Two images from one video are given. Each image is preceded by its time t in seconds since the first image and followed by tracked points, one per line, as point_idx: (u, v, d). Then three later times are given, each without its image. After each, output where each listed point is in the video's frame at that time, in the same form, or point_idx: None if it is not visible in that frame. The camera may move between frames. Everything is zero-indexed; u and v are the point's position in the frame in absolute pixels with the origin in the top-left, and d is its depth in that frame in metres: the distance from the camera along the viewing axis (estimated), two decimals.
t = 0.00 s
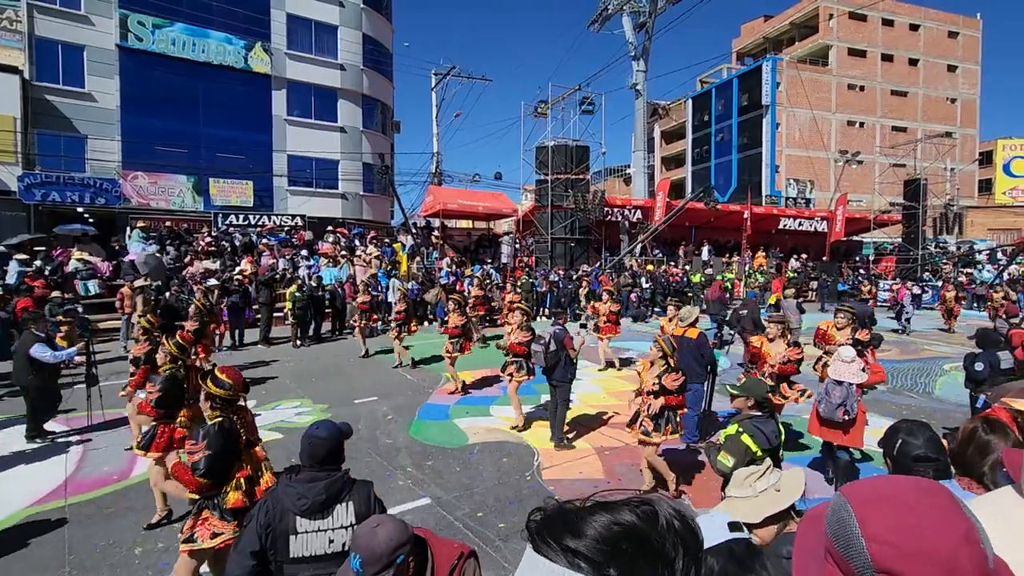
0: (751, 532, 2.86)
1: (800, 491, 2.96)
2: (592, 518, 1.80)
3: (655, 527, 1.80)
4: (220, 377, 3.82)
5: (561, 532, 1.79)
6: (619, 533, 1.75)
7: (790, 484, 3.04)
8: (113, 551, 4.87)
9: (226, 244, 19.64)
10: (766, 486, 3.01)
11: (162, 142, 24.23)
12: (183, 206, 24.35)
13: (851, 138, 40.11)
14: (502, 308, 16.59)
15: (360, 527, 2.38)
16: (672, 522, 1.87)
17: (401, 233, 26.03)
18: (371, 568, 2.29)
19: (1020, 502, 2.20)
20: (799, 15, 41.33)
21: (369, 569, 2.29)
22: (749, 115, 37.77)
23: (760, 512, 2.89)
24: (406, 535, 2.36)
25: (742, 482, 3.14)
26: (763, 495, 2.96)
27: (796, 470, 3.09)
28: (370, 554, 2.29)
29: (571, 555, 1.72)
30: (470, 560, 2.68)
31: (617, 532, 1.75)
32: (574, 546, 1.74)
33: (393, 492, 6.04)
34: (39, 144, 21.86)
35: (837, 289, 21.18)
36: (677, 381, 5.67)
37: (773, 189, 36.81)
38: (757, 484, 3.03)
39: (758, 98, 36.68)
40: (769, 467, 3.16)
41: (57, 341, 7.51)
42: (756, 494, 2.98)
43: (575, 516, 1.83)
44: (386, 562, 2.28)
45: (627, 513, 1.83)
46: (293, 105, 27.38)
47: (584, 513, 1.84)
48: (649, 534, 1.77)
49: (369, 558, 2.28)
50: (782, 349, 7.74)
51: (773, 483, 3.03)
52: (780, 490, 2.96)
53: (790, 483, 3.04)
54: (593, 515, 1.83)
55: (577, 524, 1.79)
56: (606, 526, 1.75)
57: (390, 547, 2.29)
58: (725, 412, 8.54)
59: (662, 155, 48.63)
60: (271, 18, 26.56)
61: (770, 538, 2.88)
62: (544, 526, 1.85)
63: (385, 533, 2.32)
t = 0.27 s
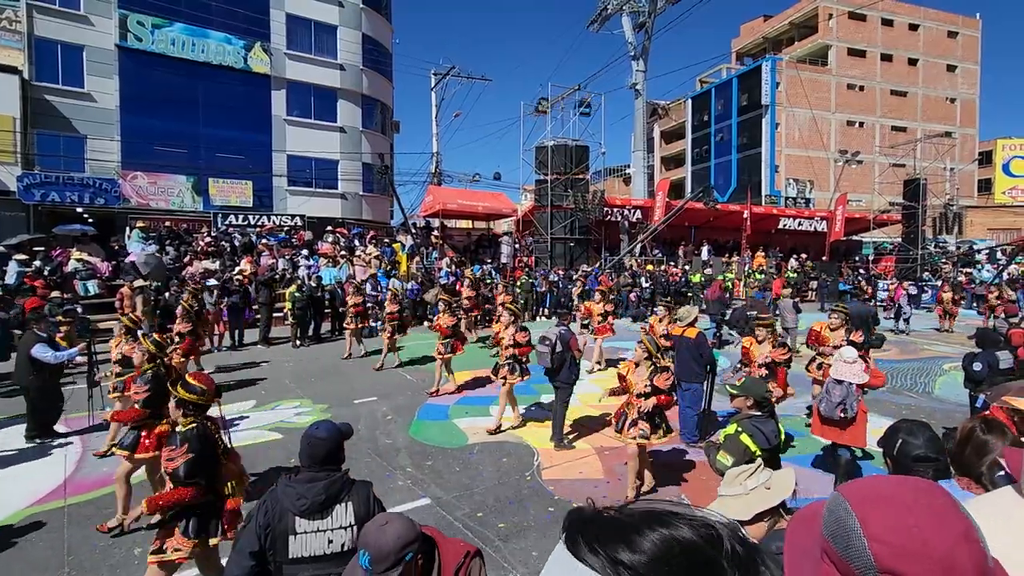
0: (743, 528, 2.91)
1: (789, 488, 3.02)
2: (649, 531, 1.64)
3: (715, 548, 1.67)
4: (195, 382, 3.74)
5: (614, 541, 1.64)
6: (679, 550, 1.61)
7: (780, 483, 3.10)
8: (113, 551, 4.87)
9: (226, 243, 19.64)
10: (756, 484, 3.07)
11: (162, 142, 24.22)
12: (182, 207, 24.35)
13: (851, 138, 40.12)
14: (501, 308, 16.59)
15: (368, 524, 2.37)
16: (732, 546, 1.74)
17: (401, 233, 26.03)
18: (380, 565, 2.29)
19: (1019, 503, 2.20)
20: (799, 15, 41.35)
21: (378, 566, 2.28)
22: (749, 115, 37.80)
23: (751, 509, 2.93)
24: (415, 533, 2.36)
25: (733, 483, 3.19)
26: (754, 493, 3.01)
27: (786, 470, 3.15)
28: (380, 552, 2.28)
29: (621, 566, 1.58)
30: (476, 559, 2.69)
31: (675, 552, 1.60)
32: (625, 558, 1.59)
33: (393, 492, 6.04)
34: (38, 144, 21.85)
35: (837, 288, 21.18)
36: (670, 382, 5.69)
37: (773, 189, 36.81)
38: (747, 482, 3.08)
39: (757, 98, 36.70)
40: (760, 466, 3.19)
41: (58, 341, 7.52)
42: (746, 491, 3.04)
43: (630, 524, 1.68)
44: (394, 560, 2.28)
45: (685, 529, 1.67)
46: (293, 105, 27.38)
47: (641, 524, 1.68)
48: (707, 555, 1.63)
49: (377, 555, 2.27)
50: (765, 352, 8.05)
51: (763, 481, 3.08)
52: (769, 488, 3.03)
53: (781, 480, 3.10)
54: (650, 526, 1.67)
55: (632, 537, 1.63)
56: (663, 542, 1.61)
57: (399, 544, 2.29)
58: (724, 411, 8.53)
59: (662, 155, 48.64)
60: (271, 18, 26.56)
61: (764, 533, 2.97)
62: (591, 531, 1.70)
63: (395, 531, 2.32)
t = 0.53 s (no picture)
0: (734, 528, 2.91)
1: (779, 487, 3.03)
2: (648, 540, 1.55)
3: (718, 560, 1.57)
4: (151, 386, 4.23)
5: (609, 549, 1.55)
6: (679, 560, 1.51)
7: (770, 483, 3.11)
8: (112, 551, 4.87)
9: (225, 243, 19.63)
10: (747, 483, 3.06)
11: (161, 142, 24.20)
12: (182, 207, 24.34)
13: (850, 137, 40.14)
14: (501, 307, 16.59)
15: (380, 520, 2.41)
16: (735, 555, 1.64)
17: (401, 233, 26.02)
18: (391, 561, 2.33)
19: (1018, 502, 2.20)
20: (798, 15, 41.38)
21: (392, 562, 2.32)
22: (748, 115, 37.82)
23: (741, 509, 2.92)
24: (425, 530, 2.40)
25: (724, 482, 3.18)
26: (744, 492, 3.01)
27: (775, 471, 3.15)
28: (392, 548, 2.32)
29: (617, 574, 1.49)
30: (484, 559, 2.69)
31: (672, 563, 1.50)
32: (620, 565, 1.50)
33: (393, 492, 6.05)
34: (38, 144, 21.84)
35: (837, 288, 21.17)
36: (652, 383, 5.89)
37: (772, 189, 36.80)
38: (738, 482, 3.07)
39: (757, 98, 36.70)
40: (750, 466, 3.20)
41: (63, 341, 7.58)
42: (737, 491, 3.03)
43: (628, 532, 1.59)
44: (405, 556, 2.32)
45: (685, 538, 1.58)
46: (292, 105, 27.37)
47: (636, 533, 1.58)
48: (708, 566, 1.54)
49: (390, 551, 2.31)
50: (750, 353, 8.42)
51: (754, 481, 3.08)
52: (760, 488, 3.03)
53: (770, 481, 3.11)
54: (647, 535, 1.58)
55: (628, 545, 1.54)
56: (661, 552, 1.51)
57: (411, 540, 2.33)
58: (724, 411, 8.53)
59: (661, 155, 48.64)
60: (270, 18, 26.55)
61: (756, 534, 2.97)
62: (584, 538, 1.62)
63: (410, 524, 2.38)
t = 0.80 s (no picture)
0: (728, 529, 2.90)
1: (772, 488, 3.01)
2: (606, 544, 1.58)
3: (676, 559, 1.58)
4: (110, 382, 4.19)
5: (568, 554, 1.60)
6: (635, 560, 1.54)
7: (764, 483, 3.08)
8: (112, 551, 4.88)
9: (225, 244, 19.63)
10: (741, 484, 3.06)
11: (161, 142, 24.19)
12: (181, 207, 24.32)
13: (850, 137, 40.14)
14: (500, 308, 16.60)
15: (391, 518, 2.44)
16: (695, 551, 1.65)
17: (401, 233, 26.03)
18: (401, 560, 2.36)
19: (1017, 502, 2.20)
20: (797, 14, 41.37)
21: (400, 560, 2.35)
22: (748, 115, 37.82)
23: (735, 510, 2.92)
24: (435, 530, 2.43)
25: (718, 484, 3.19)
26: (738, 493, 3.01)
27: (769, 471, 3.14)
28: (402, 545, 2.36)
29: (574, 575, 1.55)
30: (490, 561, 2.69)
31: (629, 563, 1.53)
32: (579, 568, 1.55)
33: (392, 492, 6.05)
34: (37, 144, 21.82)
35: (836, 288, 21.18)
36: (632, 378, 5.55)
37: (772, 189, 36.86)
38: (732, 483, 3.08)
39: (756, 97, 36.72)
40: (745, 467, 3.20)
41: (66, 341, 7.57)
42: (731, 492, 3.03)
43: (588, 534, 1.63)
44: (415, 555, 2.36)
45: (643, 537, 1.60)
46: (292, 105, 27.36)
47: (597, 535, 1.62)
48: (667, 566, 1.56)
49: (400, 548, 2.34)
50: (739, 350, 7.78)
51: (748, 482, 3.08)
52: (754, 488, 3.02)
53: (764, 480, 3.10)
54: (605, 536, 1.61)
55: (588, 547, 1.58)
56: (619, 555, 1.54)
57: (420, 539, 2.37)
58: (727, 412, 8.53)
59: (660, 155, 48.64)
60: (269, 18, 26.52)
61: (749, 534, 2.93)
62: (547, 543, 1.67)
63: (420, 521, 2.43)
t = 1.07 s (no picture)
0: (723, 528, 2.93)
1: (771, 488, 3.00)
2: (600, 544, 1.60)
3: (669, 562, 1.63)
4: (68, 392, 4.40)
5: (565, 554, 1.61)
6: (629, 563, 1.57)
7: (760, 485, 3.05)
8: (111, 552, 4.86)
9: (224, 244, 19.63)
10: (738, 484, 3.06)
11: (160, 142, 24.19)
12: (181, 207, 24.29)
13: (849, 137, 40.16)
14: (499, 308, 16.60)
15: (401, 513, 2.51)
16: (686, 556, 1.70)
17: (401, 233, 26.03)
18: (410, 554, 2.42)
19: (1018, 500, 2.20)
20: (797, 14, 41.34)
21: (409, 555, 2.42)
22: (747, 115, 37.86)
23: (732, 510, 2.93)
24: (444, 527, 2.50)
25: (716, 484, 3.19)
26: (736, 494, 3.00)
27: (768, 472, 3.13)
28: (411, 540, 2.42)
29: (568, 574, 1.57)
30: (499, 562, 2.74)
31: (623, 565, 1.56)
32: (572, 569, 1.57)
33: (392, 492, 6.05)
34: (36, 144, 21.82)
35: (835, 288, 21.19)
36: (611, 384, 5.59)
37: (772, 189, 36.90)
38: (729, 482, 3.09)
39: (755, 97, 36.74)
40: (743, 467, 3.19)
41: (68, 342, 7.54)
42: (729, 491, 3.04)
43: (583, 534, 1.65)
44: (423, 550, 2.42)
45: (637, 541, 1.63)
46: (291, 105, 27.34)
47: (591, 536, 1.64)
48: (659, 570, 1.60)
49: (409, 543, 2.41)
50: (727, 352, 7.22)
51: (745, 482, 3.07)
52: (751, 488, 3.02)
53: (763, 481, 3.10)
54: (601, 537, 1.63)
55: (581, 549, 1.60)
56: (612, 557, 1.57)
57: (429, 536, 2.43)
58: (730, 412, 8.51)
59: (660, 155, 48.65)
60: (268, 18, 26.51)
61: (743, 535, 2.93)
62: (542, 543, 1.69)
63: (429, 518, 2.49)
